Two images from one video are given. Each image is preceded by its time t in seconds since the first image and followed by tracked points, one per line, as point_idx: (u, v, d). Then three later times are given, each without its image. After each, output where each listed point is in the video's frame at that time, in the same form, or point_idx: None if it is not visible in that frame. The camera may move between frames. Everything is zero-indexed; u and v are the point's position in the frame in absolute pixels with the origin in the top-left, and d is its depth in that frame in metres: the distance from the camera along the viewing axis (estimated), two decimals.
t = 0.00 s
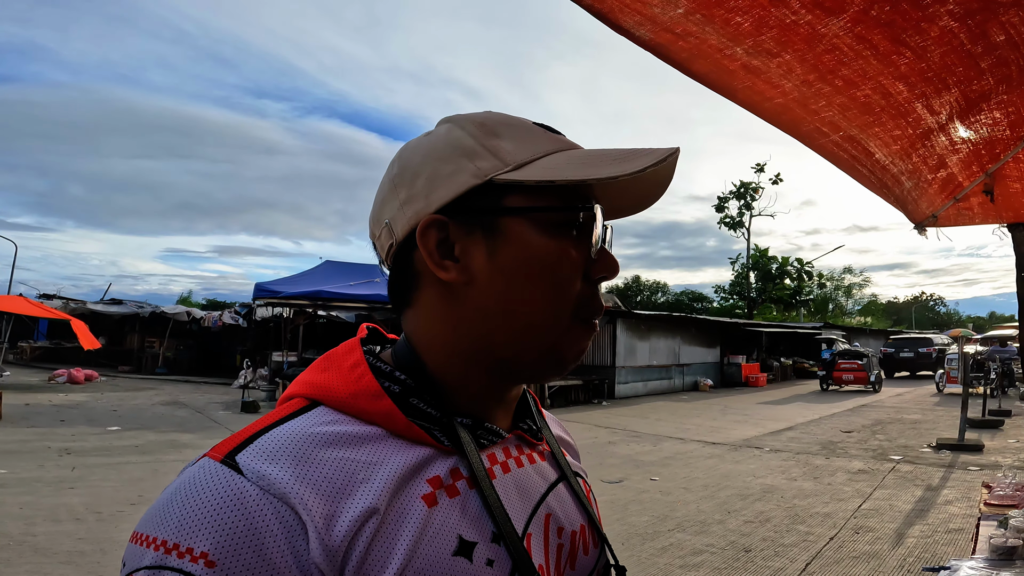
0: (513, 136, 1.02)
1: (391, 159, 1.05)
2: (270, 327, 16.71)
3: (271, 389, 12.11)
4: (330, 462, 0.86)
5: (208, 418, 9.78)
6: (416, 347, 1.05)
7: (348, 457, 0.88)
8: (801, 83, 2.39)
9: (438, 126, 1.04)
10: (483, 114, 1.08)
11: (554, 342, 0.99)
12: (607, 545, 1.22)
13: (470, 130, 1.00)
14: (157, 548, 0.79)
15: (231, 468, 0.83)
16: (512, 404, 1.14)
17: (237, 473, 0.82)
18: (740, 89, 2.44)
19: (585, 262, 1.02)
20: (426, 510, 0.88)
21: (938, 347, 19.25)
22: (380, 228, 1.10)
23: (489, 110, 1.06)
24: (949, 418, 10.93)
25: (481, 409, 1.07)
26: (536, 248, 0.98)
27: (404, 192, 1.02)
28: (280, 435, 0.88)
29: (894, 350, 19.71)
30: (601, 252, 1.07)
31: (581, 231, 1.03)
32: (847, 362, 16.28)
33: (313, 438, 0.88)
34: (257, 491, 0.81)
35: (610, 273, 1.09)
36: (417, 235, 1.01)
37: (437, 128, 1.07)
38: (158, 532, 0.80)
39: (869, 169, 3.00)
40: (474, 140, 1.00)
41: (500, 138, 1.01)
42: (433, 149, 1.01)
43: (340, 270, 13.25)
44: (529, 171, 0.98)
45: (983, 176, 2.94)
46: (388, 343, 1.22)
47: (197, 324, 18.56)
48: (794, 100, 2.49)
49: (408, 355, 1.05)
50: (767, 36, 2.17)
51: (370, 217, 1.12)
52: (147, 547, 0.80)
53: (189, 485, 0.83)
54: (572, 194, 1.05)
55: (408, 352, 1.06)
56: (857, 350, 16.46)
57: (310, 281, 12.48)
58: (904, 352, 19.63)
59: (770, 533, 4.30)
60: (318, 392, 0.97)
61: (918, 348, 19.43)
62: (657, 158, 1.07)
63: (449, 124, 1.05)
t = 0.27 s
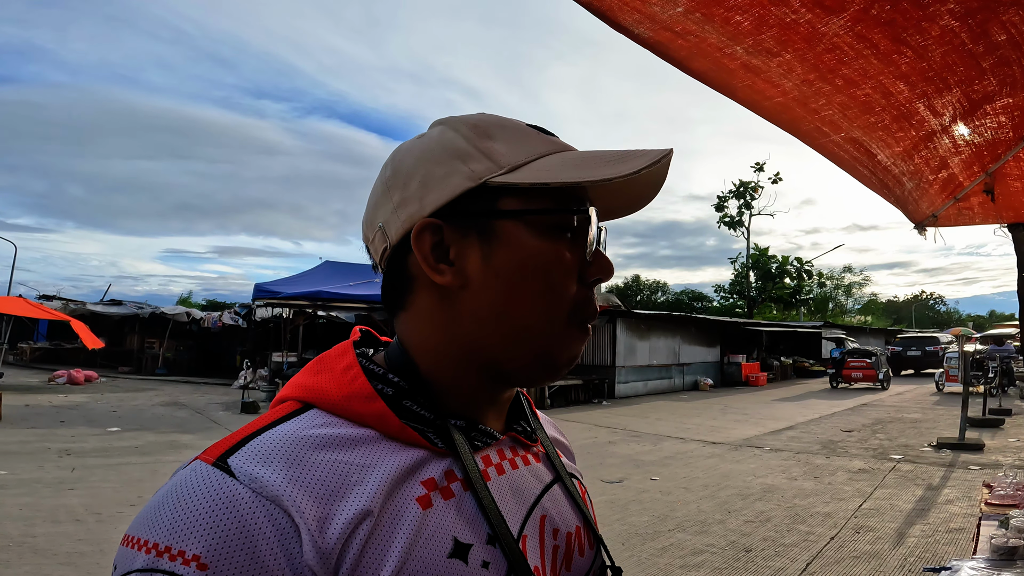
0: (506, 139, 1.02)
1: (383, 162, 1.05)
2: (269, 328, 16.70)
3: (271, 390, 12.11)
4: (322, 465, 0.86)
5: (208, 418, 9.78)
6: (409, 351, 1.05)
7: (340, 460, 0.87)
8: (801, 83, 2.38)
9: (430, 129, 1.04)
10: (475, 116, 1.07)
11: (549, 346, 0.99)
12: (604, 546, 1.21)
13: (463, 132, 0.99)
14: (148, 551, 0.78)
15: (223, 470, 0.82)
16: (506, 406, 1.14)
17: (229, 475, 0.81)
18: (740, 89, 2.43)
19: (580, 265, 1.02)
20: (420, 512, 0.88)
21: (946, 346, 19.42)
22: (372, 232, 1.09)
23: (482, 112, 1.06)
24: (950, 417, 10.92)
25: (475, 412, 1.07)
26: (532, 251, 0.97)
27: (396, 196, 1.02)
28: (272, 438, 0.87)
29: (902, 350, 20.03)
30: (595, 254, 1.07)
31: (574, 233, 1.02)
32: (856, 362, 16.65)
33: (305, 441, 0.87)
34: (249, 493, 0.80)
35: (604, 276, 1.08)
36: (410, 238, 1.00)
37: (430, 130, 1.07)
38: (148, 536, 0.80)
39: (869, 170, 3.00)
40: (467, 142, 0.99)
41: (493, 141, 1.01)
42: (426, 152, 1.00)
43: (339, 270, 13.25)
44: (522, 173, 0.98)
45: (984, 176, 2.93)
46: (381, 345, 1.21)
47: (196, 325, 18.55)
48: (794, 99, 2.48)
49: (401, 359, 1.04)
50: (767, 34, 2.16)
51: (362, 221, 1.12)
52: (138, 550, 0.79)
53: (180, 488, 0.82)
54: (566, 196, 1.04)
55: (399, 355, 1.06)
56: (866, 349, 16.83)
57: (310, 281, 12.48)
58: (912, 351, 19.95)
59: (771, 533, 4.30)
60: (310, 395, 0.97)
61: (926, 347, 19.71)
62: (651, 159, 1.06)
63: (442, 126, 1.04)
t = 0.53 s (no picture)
0: (507, 143, 1.01)
1: (382, 165, 1.04)
2: (269, 328, 16.69)
3: (271, 390, 12.10)
4: (319, 469, 0.85)
5: (208, 419, 9.76)
6: (407, 356, 1.04)
7: (337, 464, 0.87)
8: (800, 83, 2.38)
9: (430, 132, 1.03)
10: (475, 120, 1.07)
11: (548, 351, 0.98)
12: (602, 550, 1.21)
13: (463, 136, 0.99)
14: (143, 555, 0.78)
15: (218, 475, 0.82)
16: (504, 410, 1.14)
17: (225, 480, 0.81)
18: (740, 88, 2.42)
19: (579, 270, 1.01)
20: (418, 517, 0.87)
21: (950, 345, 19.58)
22: (370, 235, 1.08)
23: (482, 115, 1.05)
24: (950, 416, 10.91)
25: (473, 417, 1.06)
26: (531, 257, 0.97)
27: (396, 200, 1.01)
28: (268, 443, 0.87)
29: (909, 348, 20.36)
30: (595, 259, 1.07)
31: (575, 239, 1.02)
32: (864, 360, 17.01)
33: (302, 445, 0.87)
34: (245, 498, 0.80)
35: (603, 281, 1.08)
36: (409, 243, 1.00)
37: (429, 133, 1.06)
38: (144, 539, 0.79)
39: (869, 171, 3.00)
40: (468, 146, 0.99)
41: (493, 145, 1.00)
42: (425, 156, 1.00)
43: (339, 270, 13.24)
44: (522, 178, 0.97)
45: (984, 176, 2.93)
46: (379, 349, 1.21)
47: (196, 326, 18.54)
48: (793, 99, 2.48)
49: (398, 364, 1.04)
50: (767, 34, 2.16)
51: (360, 223, 1.11)
52: (133, 554, 0.79)
53: (175, 493, 0.82)
54: (565, 201, 1.03)
55: (397, 360, 1.06)
56: (874, 348, 17.18)
57: (310, 282, 12.47)
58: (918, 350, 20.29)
59: (771, 533, 4.29)
60: (307, 399, 0.96)
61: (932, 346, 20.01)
62: (652, 166, 1.06)
63: (442, 129, 1.04)
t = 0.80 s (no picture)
0: (509, 142, 1.01)
1: (384, 162, 1.04)
2: (269, 328, 16.69)
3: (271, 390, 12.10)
4: (320, 465, 0.85)
5: (208, 419, 9.76)
6: (408, 352, 1.04)
7: (338, 461, 0.87)
8: (798, 80, 2.38)
9: (432, 130, 1.03)
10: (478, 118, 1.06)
11: (550, 348, 0.98)
12: (602, 547, 1.21)
13: (466, 134, 0.99)
14: (144, 552, 0.77)
15: (219, 471, 0.82)
16: (504, 407, 1.13)
17: (226, 476, 0.81)
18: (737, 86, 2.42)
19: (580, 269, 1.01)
20: (418, 513, 0.87)
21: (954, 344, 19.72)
22: (372, 232, 1.08)
23: (485, 113, 1.05)
24: (951, 415, 10.90)
25: (474, 414, 1.06)
26: (532, 255, 0.96)
27: (398, 197, 1.01)
28: (269, 439, 0.86)
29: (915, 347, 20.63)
30: (596, 258, 1.07)
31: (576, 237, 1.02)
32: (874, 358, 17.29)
33: (303, 442, 0.86)
34: (246, 494, 0.79)
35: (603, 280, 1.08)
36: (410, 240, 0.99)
37: (431, 130, 1.06)
38: (145, 536, 0.79)
39: (869, 169, 3.00)
40: (470, 144, 0.98)
41: (496, 143, 1.00)
42: (428, 153, 0.99)
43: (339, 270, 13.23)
44: (525, 176, 0.97)
45: (983, 175, 2.93)
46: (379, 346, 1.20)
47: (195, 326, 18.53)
48: (790, 97, 2.48)
49: (399, 360, 1.04)
50: (763, 32, 2.16)
51: (361, 219, 1.11)
52: (134, 551, 0.78)
53: (176, 489, 0.82)
54: (567, 200, 1.03)
55: (398, 357, 1.06)
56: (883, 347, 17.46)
57: (309, 282, 12.47)
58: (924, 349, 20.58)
59: (771, 532, 4.29)
60: (308, 396, 0.96)
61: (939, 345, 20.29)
62: (653, 167, 1.06)
63: (444, 126, 1.03)
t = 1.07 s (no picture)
0: (507, 139, 1.01)
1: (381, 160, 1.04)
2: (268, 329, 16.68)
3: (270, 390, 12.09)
4: (317, 464, 0.85)
5: (209, 420, 9.76)
6: (405, 350, 1.04)
7: (334, 459, 0.86)
8: (792, 76, 2.38)
9: (429, 127, 1.03)
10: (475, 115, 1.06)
11: (546, 346, 0.98)
12: (600, 545, 1.20)
13: (463, 131, 0.98)
14: (142, 552, 0.77)
15: (215, 470, 0.81)
16: (502, 405, 1.13)
17: (222, 476, 0.81)
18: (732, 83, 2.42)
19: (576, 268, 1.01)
20: (415, 512, 0.87)
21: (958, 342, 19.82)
22: (369, 230, 1.08)
23: (482, 111, 1.05)
24: (950, 414, 10.90)
25: (470, 412, 1.06)
26: (529, 253, 0.96)
27: (395, 194, 1.01)
28: (265, 438, 0.86)
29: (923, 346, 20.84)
30: (592, 257, 1.06)
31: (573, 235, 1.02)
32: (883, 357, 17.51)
33: (300, 440, 0.86)
34: (242, 493, 0.79)
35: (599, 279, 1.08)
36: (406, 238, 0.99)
37: (428, 128, 1.06)
38: (141, 536, 0.79)
39: (866, 167, 3.00)
40: (467, 141, 0.98)
41: (493, 141, 0.99)
42: (426, 150, 0.99)
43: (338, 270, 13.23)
44: (522, 174, 0.97)
45: (982, 173, 2.93)
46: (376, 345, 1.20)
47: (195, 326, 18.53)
48: (786, 93, 2.48)
49: (396, 358, 1.04)
50: (758, 28, 2.16)
51: (358, 217, 1.11)
52: (131, 551, 0.78)
53: (173, 489, 0.82)
54: (564, 198, 1.03)
55: (394, 356, 1.06)
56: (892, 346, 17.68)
57: (309, 282, 12.47)
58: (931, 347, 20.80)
59: (771, 531, 4.30)
60: (305, 395, 0.96)
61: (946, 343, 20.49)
62: (651, 165, 1.06)
63: (441, 124, 1.03)
